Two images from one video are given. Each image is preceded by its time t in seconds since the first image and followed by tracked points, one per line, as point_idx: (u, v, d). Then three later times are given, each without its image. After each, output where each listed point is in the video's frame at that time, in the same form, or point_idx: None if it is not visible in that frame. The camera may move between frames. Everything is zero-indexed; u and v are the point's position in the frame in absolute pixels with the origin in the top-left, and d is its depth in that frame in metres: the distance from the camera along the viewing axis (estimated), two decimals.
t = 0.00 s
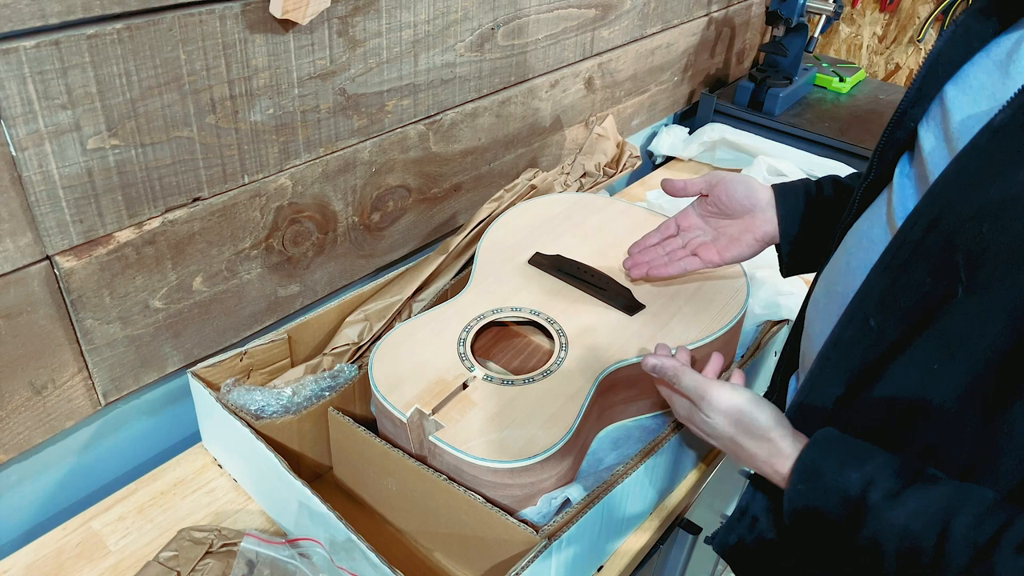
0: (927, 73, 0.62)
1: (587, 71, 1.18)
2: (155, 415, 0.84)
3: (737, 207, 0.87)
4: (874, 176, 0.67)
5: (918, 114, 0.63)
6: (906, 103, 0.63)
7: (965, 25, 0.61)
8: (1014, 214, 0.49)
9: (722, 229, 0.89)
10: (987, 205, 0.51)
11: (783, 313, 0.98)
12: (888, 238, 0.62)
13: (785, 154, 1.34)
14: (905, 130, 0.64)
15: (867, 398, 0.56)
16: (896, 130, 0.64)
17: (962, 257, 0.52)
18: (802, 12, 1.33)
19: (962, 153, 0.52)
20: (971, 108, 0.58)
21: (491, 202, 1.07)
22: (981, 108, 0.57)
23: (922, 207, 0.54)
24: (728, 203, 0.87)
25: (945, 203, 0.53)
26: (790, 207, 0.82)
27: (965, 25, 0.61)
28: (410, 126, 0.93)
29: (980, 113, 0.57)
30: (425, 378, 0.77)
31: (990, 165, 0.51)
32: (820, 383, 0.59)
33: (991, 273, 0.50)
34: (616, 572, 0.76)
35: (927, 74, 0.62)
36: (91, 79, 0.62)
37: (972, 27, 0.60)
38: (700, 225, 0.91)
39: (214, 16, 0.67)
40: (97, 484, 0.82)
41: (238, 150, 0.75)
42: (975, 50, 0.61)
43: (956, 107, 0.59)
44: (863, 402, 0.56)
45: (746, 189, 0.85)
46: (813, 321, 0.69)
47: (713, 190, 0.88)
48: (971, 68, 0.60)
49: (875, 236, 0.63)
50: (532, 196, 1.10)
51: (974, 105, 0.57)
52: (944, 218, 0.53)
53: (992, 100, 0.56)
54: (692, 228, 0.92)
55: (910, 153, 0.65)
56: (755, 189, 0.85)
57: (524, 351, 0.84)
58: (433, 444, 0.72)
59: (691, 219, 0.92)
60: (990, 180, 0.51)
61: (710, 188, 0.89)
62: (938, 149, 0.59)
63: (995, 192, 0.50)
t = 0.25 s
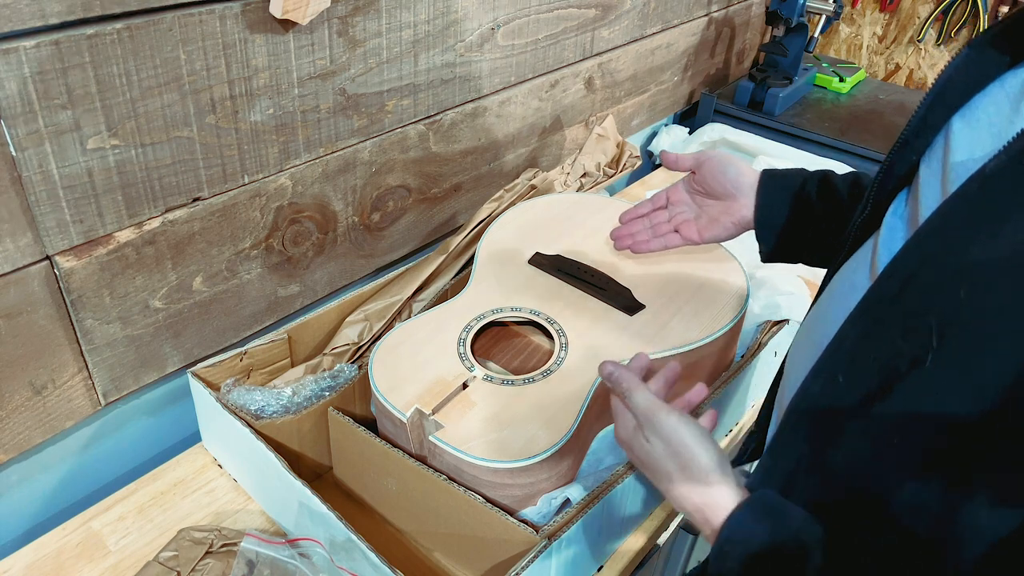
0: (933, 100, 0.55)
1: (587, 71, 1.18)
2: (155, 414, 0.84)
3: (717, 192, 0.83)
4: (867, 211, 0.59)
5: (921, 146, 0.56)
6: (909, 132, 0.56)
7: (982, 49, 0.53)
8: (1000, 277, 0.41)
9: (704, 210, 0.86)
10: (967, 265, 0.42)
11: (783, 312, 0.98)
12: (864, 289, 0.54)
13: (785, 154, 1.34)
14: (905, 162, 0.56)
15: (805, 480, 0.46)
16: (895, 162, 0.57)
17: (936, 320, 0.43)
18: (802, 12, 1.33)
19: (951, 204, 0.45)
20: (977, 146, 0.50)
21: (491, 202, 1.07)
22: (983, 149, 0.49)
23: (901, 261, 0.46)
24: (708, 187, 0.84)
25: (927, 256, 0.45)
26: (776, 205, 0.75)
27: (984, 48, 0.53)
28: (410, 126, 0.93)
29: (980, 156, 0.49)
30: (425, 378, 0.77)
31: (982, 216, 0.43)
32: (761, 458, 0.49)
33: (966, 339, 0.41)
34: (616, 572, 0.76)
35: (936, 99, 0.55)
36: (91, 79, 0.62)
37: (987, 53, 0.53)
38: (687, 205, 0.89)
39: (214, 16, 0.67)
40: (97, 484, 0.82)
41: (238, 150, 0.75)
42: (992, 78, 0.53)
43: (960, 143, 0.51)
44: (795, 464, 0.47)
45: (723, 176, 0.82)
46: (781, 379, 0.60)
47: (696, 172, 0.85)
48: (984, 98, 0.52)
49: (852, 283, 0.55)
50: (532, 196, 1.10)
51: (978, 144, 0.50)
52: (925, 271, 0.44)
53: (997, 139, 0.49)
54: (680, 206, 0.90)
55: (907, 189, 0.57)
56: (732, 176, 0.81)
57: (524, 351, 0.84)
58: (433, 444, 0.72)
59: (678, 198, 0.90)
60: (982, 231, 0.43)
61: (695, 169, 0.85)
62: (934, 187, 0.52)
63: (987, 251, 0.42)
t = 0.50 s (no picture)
0: (932, 148, 0.53)
1: (587, 71, 1.18)
2: (155, 414, 0.84)
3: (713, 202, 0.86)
4: (869, 261, 0.58)
5: (921, 195, 0.55)
6: (908, 181, 0.55)
7: (980, 93, 0.52)
8: (1004, 375, 0.40)
9: (701, 220, 0.89)
10: (971, 357, 0.41)
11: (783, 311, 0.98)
12: (867, 360, 0.52)
13: (786, 154, 1.34)
14: (906, 211, 0.55)
15: (807, 541, 0.47)
16: (894, 210, 0.56)
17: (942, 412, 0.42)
18: (802, 12, 1.33)
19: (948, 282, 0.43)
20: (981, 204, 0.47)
21: (491, 202, 1.07)
22: (987, 211, 0.47)
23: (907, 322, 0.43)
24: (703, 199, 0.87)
25: (926, 342, 0.43)
26: (769, 219, 0.76)
27: (981, 92, 0.52)
28: (410, 126, 0.93)
29: (985, 219, 0.46)
30: (425, 378, 0.77)
31: (982, 306, 0.41)
32: (768, 525, 0.50)
33: (969, 405, 0.41)
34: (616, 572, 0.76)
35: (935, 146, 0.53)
36: (91, 79, 0.62)
37: (985, 100, 0.52)
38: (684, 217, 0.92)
39: (214, 16, 0.67)
40: (97, 484, 0.82)
41: (238, 150, 0.75)
42: (992, 123, 0.51)
43: (961, 198, 0.49)
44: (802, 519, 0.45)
45: (716, 187, 0.84)
46: (785, 446, 0.59)
47: (690, 186, 0.87)
48: (986, 146, 0.50)
49: (856, 345, 0.54)
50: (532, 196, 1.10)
51: (981, 202, 0.47)
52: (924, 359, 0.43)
53: (1003, 201, 0.46)
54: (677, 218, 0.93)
55: (909, 241, 0.55)
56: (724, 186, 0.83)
57: (524, 351, 0.84)
58: (433, 444, 0.72)
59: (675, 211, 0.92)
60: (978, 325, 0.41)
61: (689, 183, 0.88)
62: (936, 250, 0.49)
63: (985, 343, 0.41)
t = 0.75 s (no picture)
0: (927, 157, 0.54)
1: (587, 71, 1.18)
2: (155, 414, 0.84)
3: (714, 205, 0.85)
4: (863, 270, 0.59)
5: (917, 204, 0.55)
6: (903, 189, 0.55)
7: (976, 100, 0.52)
8: (1002, 391, 0.41)
9: (702, 220, 0.87)
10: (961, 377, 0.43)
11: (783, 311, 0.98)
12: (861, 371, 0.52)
13: (786, 154, 1.34)
14: (901, 221, 0.55)
15: (815, 538, 0.49)
16: (890, 221, 0.56)
17: (935, 431, 0.44)
18: (802, 12, 1.33)
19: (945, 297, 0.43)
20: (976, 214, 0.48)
21: (491, 202, 1.07)
22: (981, 222, 0.47)
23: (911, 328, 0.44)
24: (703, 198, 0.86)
25: (922, 357, 0.44)
26: (769, 219, 0.75)
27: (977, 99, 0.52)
28: (410, 126, 0.93)
29: (981, 231, 0.47)
30: (425, 378, 0.77)
31: (976, 322, 0.42)
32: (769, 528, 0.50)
33: (976, 406, 0.42)
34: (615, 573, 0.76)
35: (931, 155, 0.54)
36: (91, 79, 0.62)
37: (980, 110, 0.52)
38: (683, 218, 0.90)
39: (214, 16, 0.67)
40: (97, 484, 0.82)
41: (238, 150, 0.75)
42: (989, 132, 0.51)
43: (956, 207, 0.50)
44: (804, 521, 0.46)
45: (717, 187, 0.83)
46: (782, 453, 0.59)
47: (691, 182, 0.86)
48: (982, 156, 0.51)
49: (849, 353, 0.54)
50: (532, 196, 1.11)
51: (977, 211, 0.48)
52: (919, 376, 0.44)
53: (997, 213, 0.46)
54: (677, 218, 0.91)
55: (905, 250, 0.56)
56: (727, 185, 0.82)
57: (524, 351, 0.84)
58: (433, 444, 0.72)
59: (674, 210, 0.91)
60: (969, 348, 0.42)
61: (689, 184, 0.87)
62: (931, 261, 0.50)
63: (976, 364, 0.42)
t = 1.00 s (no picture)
0: (916, 152, 0.53)
1: (587, 71, 1.18)
2: (155, 414, 0.84)
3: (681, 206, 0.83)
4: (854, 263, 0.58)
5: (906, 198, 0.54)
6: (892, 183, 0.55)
7: (962, 93, 0.52)
8: (998, 381, 0.40)
9: (671, 217, 0.86)
10: (952, 359, 0.42)
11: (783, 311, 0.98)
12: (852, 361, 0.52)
13: (786, 154, 1.34)
14: (891, 215, 0.55)
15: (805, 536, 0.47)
16: (880, 214, 0.56)
17: (928, 417, 0.42)
18: (802, 12, 1.33)
19: (935, 282, 0.43)
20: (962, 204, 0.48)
21: (491, 202, 1.07)
22: (969, 212, 0.47)
23: (909, 323, 0.44)
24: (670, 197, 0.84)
25: (915, 347, 0.44)
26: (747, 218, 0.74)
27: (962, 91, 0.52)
28: (410, 126, 0.93)
29: (967, 220, 0.47)
30: (425, 378, 0.77)
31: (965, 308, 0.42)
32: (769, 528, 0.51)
33: (973, 400, 0.41)
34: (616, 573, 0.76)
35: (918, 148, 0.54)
36: (91, 78, 0.62)
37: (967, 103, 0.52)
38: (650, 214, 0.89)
39: (214, 16, 0.67)
40: (97, 484, 0.82)
41: (238, 150, 0.75)
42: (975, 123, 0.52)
43: (943, 198, 0.50)
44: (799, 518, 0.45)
45: (683, 186, 0.81)
46: (778, 451, 0.58)
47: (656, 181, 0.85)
48: (970, 147, 0.51)
49: (839, 345, 0.54)
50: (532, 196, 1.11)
51: (963, 200, 0.48)
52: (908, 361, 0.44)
53: (984, 200, 0.46)
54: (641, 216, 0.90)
55: (895, 242, 0.55)
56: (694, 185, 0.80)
57: (524, 351, 0.84)
58: (433, 444, 0.72)
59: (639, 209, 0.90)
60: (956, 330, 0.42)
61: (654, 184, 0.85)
62: (921, 252, 0.50)
63: (966, 345, 0.41)
